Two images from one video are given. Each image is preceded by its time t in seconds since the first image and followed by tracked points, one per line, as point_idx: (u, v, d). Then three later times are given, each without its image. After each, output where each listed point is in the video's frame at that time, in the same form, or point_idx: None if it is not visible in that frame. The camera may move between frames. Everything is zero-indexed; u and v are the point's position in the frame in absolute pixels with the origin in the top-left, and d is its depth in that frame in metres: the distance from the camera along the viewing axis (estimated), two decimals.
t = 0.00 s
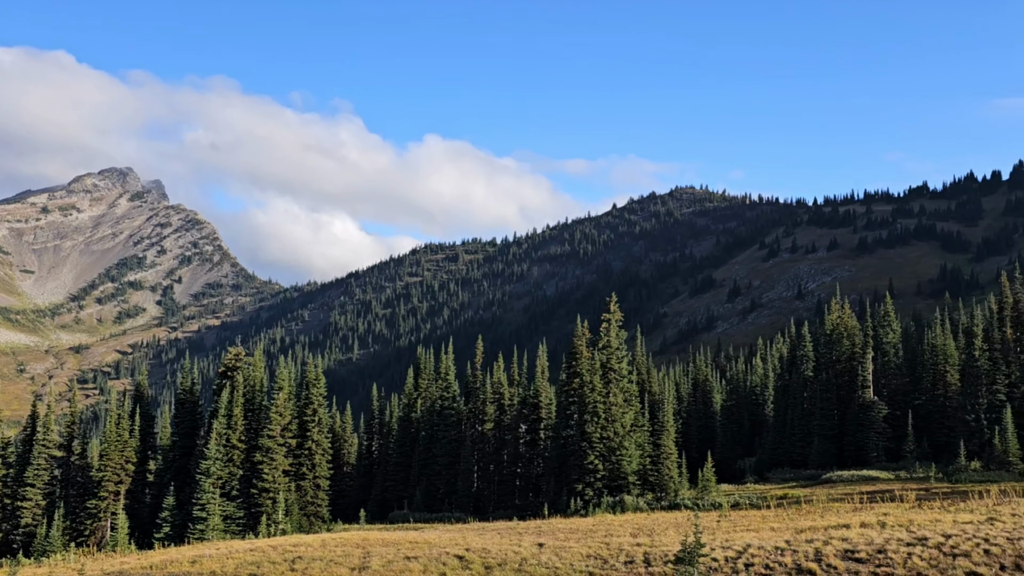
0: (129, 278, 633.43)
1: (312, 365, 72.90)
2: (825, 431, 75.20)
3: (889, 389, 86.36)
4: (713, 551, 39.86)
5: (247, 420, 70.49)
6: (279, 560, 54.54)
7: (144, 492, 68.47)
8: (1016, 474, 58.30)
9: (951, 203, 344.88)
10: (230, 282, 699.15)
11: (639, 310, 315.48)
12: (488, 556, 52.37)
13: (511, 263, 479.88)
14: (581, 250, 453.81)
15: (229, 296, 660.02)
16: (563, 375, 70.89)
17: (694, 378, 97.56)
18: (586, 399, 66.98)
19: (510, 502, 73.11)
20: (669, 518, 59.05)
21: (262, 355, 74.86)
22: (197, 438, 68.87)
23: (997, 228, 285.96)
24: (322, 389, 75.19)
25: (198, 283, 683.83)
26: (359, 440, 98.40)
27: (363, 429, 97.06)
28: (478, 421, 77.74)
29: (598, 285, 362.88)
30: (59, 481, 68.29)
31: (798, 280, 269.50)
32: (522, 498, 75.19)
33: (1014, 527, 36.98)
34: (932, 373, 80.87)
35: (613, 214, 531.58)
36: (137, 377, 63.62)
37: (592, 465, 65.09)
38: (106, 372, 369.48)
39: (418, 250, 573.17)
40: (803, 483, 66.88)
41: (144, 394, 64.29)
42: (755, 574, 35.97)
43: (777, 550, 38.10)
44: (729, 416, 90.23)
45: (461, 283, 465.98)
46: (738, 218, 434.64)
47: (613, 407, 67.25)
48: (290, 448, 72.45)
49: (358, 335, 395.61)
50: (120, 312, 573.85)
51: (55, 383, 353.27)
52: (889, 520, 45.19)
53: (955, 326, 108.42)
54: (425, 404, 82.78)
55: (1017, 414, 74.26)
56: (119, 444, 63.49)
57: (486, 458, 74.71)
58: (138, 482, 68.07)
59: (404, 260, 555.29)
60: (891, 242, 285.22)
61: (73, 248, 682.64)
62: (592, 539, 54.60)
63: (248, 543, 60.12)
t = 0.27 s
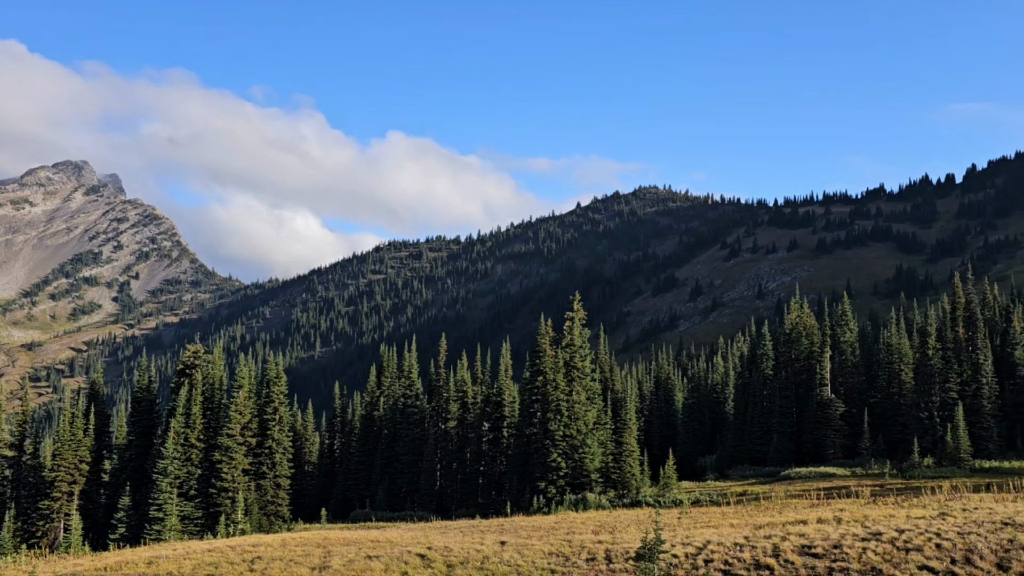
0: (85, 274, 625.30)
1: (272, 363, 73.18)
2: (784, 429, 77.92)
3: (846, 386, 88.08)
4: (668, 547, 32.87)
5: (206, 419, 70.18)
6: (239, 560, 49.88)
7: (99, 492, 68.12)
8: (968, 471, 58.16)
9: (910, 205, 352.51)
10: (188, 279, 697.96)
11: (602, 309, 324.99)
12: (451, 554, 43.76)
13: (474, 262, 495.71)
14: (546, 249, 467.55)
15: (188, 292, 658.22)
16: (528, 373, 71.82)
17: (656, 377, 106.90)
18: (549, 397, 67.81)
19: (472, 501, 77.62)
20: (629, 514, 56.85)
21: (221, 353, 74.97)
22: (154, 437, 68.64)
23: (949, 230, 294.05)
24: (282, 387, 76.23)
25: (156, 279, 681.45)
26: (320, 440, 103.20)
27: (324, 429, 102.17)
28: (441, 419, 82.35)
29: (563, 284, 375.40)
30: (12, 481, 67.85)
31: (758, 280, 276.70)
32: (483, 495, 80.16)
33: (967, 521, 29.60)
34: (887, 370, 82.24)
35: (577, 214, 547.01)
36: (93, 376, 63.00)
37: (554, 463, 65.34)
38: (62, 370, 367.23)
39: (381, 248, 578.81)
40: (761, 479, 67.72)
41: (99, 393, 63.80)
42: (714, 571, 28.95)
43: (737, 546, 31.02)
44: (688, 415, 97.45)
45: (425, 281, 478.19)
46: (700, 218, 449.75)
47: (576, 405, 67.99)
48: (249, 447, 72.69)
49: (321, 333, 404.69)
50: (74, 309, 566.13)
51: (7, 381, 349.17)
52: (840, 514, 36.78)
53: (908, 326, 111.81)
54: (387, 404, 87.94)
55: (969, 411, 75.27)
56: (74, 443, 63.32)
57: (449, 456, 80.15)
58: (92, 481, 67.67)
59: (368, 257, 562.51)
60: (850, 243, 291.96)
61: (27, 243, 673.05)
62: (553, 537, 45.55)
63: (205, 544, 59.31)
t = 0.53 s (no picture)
0: (38, 269, 598.55)
1: (234, 359, 71.85)
2: (745, 426, 80.18)
3: (805, 384, 90.42)
4: (632, 544, 33.16)
5: (164, 417, 68.15)
6: (196, 561, 46.59)
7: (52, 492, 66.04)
8: (922, 467, 60.19)
9: (865, 207, 363.73)
10: (147, 274, 678.26)
11: (566, 308, 327.56)
12: (414, 552, 43.14)
13: (439, 259, 493.09)
14: (511, 246, 469.68)
15: (147, 288, 638.24)
16: (493, 371, 71.89)
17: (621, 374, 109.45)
18: (513, 394, 67.75)
19: (435, 499, 77.59)
20: (592, 512, 56.88)
21: (180, 349, 73.35)
22: (111, 437, 66.70)
23: (905, 232, 304.62)
24: (243, 384, 74.98)
25: (113, 275, 660.00)
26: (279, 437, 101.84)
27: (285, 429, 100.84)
28: (404, 416, 82.40)
29: (528, 282, 377.35)
30: None
31: (721, 279, 282.35)
32: (448, 494, 80.13)
33: (921, 516, 30.47)
34: (846, 370, 84.70)
35: (542, 212, 550.45)
36: (46, 373, 60.31)
37: (518, 461, 65.20)
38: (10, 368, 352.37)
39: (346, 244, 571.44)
40: (722, 476, 68.78)
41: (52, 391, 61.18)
42: (676, 567, 29.17)
43: (697, 542, 31.39)
44: (652, 414, 99.59)
45: (389, 278, 474.94)
46: (664, 217, 456.37)
47: (540, 403, 68.30)
48: (209, 446, 71.30)
49: (284, 330, 397.44)
50: (28, 305, 531.45)
51: None
52: (799, 510, 37.64)
53: (865, 325, 115.00)
54: (351, 400, 87.77)
55: (923, 409, 77.71)
56: (26, 443, 60.97)
57: (413, 454, 80.28)
58: (46, 482, 65.31)
59: (332, 254, 554.27)
60: (810, 243, 299.80)
61: None
62: (517, 535, 45.23)
63: (162, 545, 57.11)
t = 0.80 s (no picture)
0: None
1: (194, 358, 71.91)
2: (708, 423, 81.78)
3: (767, 381, 93.33)
4: (596, 541, 33.29)
5: (122, 415, 67.16)
6: (155, 562, 44.30)
7: (8, 493, 65.81)
8: (881, 463, 62.05)
9: (826, 207, 374.02)
10: (106, 270, 656.06)
11: (532, 305, 328.69)
12: (377, 550, 42.24)
13: (405, 256, 488.89)
14: (478, 243, 469.55)
15: (106, 284, 617.28)
16: (458, 369, 71.48)
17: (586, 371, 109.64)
18: (478, 392, 67.54)
19: (401, 496, 77.10)
20: (557, 509, 56.96)
21: (139, 347, 73.07)
22: (67, 434, 65.59)
23: (864, 232, 314.40)
24: (204, 382, 74.83)
25: (70, 270, 637.13)
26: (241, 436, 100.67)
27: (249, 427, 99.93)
28: (370, 415, 83.13)
29: (494, 280, 377.77)
30: None
31: (684, 277, 286.84)
32: (413, 493, 79.61)
33: (878, 511, 31.40)
34: (807, 367, 86.74)
35: (509, 209, 551.30)
36: None
37: (484, 458, 64.93)
38: None
39: (311, 241, 562.09)
40: (686, 473, 69.75)
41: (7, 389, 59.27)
42: (640, 563, 29.39)
43: (660, 537, 31.67)
44: (617, 411, 100.98)
45: (355, 275, 469.56)
46: (629, 216, 461.53)
47: (506, 401, 68.13)
48: (169, 445, 70.84)
49: (247, 327, 389.11)
50: None
51: None
52: (760, 506, 38.30)
53: (827, 324, 117.64)
54: (316, 400, 89.81)
55: (880, 406, 80.03)
56: None
57: (377, 452, 80.47)
58: None
59: (297, 251, 544.36)
60: (773, 242, 306.75)
61: None
62: (482, 532, 44.94)
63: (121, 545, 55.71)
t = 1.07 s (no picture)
0: None
1: (156, 356, 72.06)
2: (673, 420, 82.97)
3: (732, 378, 95.78)
4: (561, 537, 33.27)
5: (81, 413, 66.42)
6: (114, 563, 42.49)
7: None
8: (841, 459, 63.87)
9: (790, 207, 382.81)
10: (64, 265, 633.10)
11: (499, 303, 328.63)
12: (342, 549, 41.52)
13: (372, 253, 483.68)
14: (445, 240, 467.66)
15: (64, 280, 595.55)
16: (425, 366, 71.16)
17: (554, 369, 110.61)
18: (445, 389, 67.25)
19: (367, 494, 78.22)
20: (523, 506, 56.97)
21: (98, 344, 72.13)
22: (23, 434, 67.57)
23: (827, 232, 323.01)
24: (166, 379, 73.71)
25: (26, 266, 613.68)
26: (205, 435, 98.75)
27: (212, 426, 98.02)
28: (335, 413, 82.98)
29: (462, 277, 376.64)
30: None
31: (650, 275, 290.27)
32: (379, 491, 80.46)
33: (838, 506, 32.07)
34: (771, 364, 88.59)
35: (478, 207, 550.25)
36: None
37: (451, 456, 64.60)
38: None
39: (276, 237, 551.54)
40: (652, 469, 70.61)
41: None
42: (605, 558, 29.53)
43: (625, 534, 31.80)
44: (584, 409, 101.87)
45: (321, 271, 462.72)
46: (597, 214, 465.25)
47: (473, 398, 67.86)
48: (129, 443, 69.46)
49: (210, 323, 379.83)
50: None
51: None
52: (724, 501, 38.89)
53: (790, 323, 120.29)
54: (280, 397, 88.73)
55: (841, 402, 82.22)
56: None
57: (343, 451, 80.07)
58: None
59: (262, 247, 533.54)
60: (738, 241, 312.69)
61: None
62: (448, 530, 44.52)
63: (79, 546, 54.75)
